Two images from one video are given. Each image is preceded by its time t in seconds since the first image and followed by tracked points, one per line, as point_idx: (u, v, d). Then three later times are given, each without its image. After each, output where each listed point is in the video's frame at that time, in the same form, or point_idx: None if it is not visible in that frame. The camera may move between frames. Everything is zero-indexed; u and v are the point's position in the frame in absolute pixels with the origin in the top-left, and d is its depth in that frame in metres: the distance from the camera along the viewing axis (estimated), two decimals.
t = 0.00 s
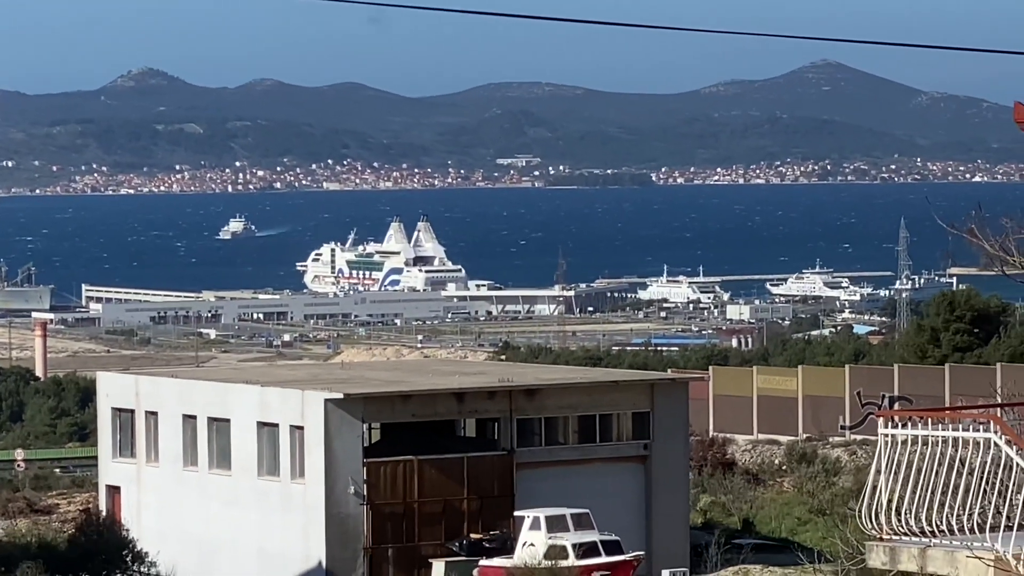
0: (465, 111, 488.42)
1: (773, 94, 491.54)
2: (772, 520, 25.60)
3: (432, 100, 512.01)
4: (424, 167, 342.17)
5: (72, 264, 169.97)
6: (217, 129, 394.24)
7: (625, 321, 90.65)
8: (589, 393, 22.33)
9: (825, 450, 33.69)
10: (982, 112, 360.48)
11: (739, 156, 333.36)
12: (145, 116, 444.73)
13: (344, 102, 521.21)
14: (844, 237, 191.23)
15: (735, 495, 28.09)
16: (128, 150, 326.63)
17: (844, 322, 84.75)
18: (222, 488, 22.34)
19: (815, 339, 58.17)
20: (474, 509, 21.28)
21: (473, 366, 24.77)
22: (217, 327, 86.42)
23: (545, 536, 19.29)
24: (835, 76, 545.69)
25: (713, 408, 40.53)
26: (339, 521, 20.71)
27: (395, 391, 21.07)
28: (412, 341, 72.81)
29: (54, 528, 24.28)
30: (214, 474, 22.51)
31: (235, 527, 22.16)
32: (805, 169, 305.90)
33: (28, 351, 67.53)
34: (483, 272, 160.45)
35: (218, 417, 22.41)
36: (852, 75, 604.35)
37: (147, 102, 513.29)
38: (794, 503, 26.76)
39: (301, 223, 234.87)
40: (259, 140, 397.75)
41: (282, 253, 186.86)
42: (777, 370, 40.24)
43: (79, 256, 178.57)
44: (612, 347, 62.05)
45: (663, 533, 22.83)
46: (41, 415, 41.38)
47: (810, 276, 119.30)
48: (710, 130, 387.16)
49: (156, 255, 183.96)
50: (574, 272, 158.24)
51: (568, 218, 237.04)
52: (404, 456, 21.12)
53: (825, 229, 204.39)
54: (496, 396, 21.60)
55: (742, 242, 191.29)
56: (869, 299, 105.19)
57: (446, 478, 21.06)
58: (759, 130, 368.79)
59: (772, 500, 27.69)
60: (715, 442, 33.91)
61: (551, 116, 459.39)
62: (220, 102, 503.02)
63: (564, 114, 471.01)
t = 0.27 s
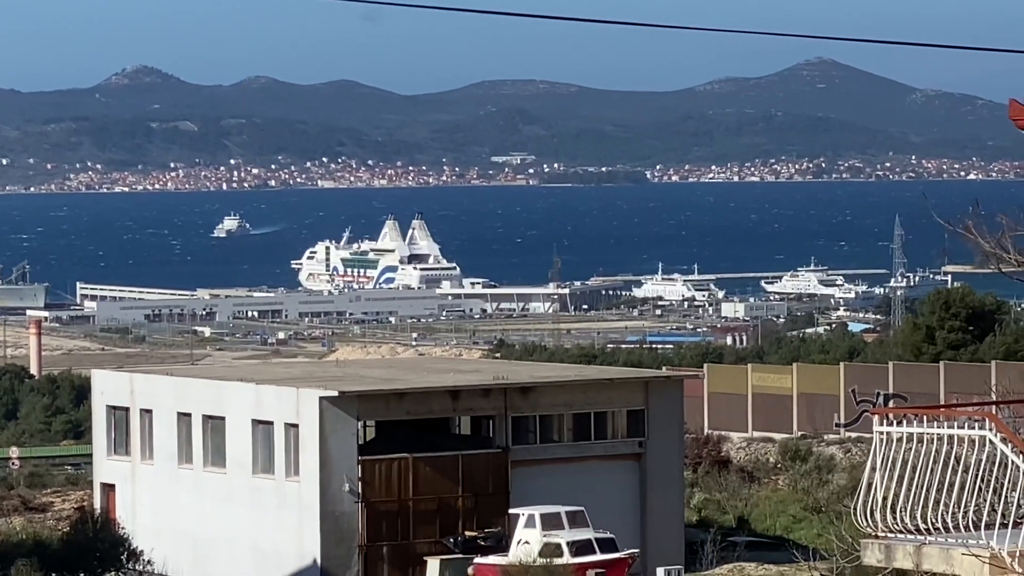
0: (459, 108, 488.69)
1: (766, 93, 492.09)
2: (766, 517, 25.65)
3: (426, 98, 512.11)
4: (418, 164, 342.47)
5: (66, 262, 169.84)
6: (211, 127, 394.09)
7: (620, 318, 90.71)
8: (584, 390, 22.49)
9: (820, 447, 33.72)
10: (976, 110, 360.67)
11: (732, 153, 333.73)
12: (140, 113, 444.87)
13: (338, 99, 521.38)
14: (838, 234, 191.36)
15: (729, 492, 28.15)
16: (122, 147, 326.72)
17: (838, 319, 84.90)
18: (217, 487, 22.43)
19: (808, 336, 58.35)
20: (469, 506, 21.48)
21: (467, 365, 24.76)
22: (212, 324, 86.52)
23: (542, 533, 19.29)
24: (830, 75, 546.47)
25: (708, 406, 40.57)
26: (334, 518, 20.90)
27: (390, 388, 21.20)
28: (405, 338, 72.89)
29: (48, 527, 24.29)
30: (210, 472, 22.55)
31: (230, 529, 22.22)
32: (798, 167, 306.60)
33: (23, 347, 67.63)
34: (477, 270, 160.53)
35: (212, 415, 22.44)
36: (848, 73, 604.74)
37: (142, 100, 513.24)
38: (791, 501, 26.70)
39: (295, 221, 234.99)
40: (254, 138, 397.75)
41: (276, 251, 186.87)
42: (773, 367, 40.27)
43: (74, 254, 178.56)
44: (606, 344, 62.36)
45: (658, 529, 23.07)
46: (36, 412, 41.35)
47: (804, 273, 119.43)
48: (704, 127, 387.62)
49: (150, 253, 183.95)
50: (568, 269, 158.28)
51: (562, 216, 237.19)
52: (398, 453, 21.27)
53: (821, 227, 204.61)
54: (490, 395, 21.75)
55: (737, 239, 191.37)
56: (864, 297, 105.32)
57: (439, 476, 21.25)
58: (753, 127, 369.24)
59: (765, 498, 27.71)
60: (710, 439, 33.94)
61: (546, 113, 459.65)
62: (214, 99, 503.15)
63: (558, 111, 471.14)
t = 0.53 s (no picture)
0: (455, 105, 488.60)
1: (762, 91, 492.14)
2: (763, 515, 25.64)
3: (422, 95, 511.76)
4: (414, 162, 342.18)
5: (63, 259, 169.68)
6: (207, 125, 393.62)
7: (616, 315, 90.73)
8: (580, 387, 22.49)
9: (816, 444, 33.72)
10: (972, 107, 360.63)
11: (728, 150, 333.77)
12: (136, 110, 444.44)
13: (334, 96, 520.93)
14: (834, 231, 191.37)
15: (726, 490, 28.15)
16: (118, 145, 326.29)
17: (834, 316, 84.97)
18: (214, 484, 22.43)
19: (803, 334, 58.43)
20: (464, 503, 21.51)
21: (463, 361, 24.76)
22: (208, 322, 86.50)
23: (537, 531, 19.28)
24: (827, 73, 546.63)
25: (706, 404, 40.57)
26: (330, 516, 20.92)
27: (387, 385, 21.21)
28: (403, 336, 72.92)
29: (44, 523, 24.29)
30: (205, 470, 22.58)
31: (226, 527, 22.25)
32: (794, 165, 306.63)
33: (19, 346, 67.55)
34: (473, 267, 160.49)
35: (209, 412, 22.44)
36: (843, 71, 605.13)
37: (138, 96, 512.55)
38: (786, 500, 26.71)
39: (291, 218, 235.01)
40: (250, 135, 397.47)
41: (272, 249, 186.89)
42: (769, 365, 40.27)
43: (70, 252, 178.53)
44: (602, 341, 62.45)
45: (655, 525, 23.06)
46: (32, 410, 41.32)
47: (800, 271, 119.52)
48: (700, 125, 387.62)
49: (146, 250, 183.78)
50: (564, 267, 158.23)
51: (559, 213, 237.17)
52: (394, 452, 21.30)
53: (817, 224, 204.74)
54: (487, 393, 21.78)
55: (733, 237, 191.38)
56: (859, 294, 105.38)
57: (436, 474, 21.31)
58: (748, 125, 369.36)
59: (762, 495, 27.71)
60: (706, 436, 33.94)
61: (542, 111, 459.60)
62: (210, 96, 502.72)
63: (554, 109, 471.09)
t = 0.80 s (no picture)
0: (452, 101, 488.15)
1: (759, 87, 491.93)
2: (758, 512, 25.65)
3: (418, 92, 511.22)
4: (410, 157, 341.74)
5: (60, 256, 169.46)
6: (202, 122, 393.14)
7: (612, 312, 90.67)
8: (576, 384, 22.52)
9: (812, 442, 33.71)
10: (969, 103, 360.16)
11: (724, 147, 333.55)
12: (132, 107, 443.87)
13: (329, 92, 520.32)
14: (830, 228, 191.27)
15: (722, 487, 28.17)
16: (114, 142, 325.76)
17: (830, 312, 84.95)
18: (210, 481, 22.44)
19: (801, 330, 58.43)
20: (461, 500, 21.53)
21: (459, 357, 24.77)
22: (204, 318, 86.41)
23: (533, 527, 19.29)
24: (823, 68, 546.71)
25: (702, 400, 40.58)
26: (326, 511, 20.93)
27: (382, 383, 21.23)
28: (399, 332, 72.91)
29: (41, 520, 24.28)
30: (201, 467, 22.56)
31: (221, 524, 22.25)
32: (790, 160, 306.32)
33: (15, 342, 67.49)
34: (469, 264, 160.37)
35: (204, 410, 22.46)
36: (839, 67, 605.33)
37: (133, 93, 511.88)
38: (782, 496, 26.73)
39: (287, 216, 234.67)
40: (246, 131, 397.03)
41: (268, 245, 186.73)
42: (765, 361, 40.23)
43: (66, 249, 178.48)
44: (599, 338, 62.46)
45: (650, 522, 23.09)
46: (28, 406, 41.29)
47: (797, 267, 119.46)
48: (696, 120, 387.34)
49: (143, 246, 183.58)
50: (561, 263, 158.10)
51: (555, 209, 236.97)
52: (390, 449, 21.35)
53: (813, 220, 204.62)
54: (482, 389, 21.82)
55: (730, 233, 191.28)
56: (856, 290, 105.35)
57: (431, 470, 21.35)
58: (744, 121, 369.19)
59: (758, 491, 27.74)
60: (702, 433, 33.93)
61: (539, 107, 459.19)
62: (205, 93, 502.14)
63: (550, 105, 470.77)
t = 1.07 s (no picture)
0: (448, 97, 487.94)
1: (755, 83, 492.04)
2: (755, 508, 25.67)
3: (414, 88, 510.98)
4: (406, 154, 341.51)
5: (56, 252, 169.27)
6: (199, 117, 392.92)
7: (609, 309, 90.66)
8: (572, 381, 22.57)
9: (808, 438, 33.72)
10: (965, 99, 360.39)
11: (720, 145, 333.44)
12: (128, 103, 443.45)
13: (325, 88, 519.90)
14: (827, 224, 191.23)
15: (718, 483, 28.16)
16: (110, 138, 325.35)
17: (826, 309, 84.96)
18: (205, 477, 22.44)
19: (797, 326, 58.46)
20: (457, 497, 21.57)
21: (454, 354, 24.79)
22: (200, 315, 86.33)
23: (529, 524, 19.32)
24: (818, 65, 546.67)
25: (698, 397, 40.62)
26: (322, 508, 20.96)
27: (378, 379, 21.28)
28: (395, 329, 72.91)
29: (37, 518, 24.28)
30: (197, 463, 22.57)
31: (218, 519, 22.25)
32: (786, 157, 306.28)
33: (12, 339, 67.45)
34: (466, 260, 160.34)
35: (200, 406, 22.46)
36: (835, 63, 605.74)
37: (129, 89, 511.15)
38: (778, 492, 26.77)
39: (285, 212, 234.78)
40: (242, 127, 396.64)
41: (264, 241, 186.49)
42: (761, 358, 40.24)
43: (62, 245, 178.35)
44: (595, 334, 62.44)
45: (648, 520, 23.10)
46: (24, 403, 41.25)
47: (793, 263, 119.45)
48: (693, 117, 387.24)
49: (139, 243, 183.39)
50: (557, 260, 157.99)
51: (551, 206, 236.87)
52: (387, 444, 21.41)
53: (809, 216, 204.63)
54: (479, 384, 21.83)
55: (726, 230, 191.13)
56: (852, 287, 105.40)
57: (428, 467, 21.38)
58: (741, 118, 369.20)
59: (753, 488, 27.76)
60: (698, 429, 33.93)
61: (535, 103, 459.11)
62: (201, 89, 501.69)
63: (547, 102, 470.68)
